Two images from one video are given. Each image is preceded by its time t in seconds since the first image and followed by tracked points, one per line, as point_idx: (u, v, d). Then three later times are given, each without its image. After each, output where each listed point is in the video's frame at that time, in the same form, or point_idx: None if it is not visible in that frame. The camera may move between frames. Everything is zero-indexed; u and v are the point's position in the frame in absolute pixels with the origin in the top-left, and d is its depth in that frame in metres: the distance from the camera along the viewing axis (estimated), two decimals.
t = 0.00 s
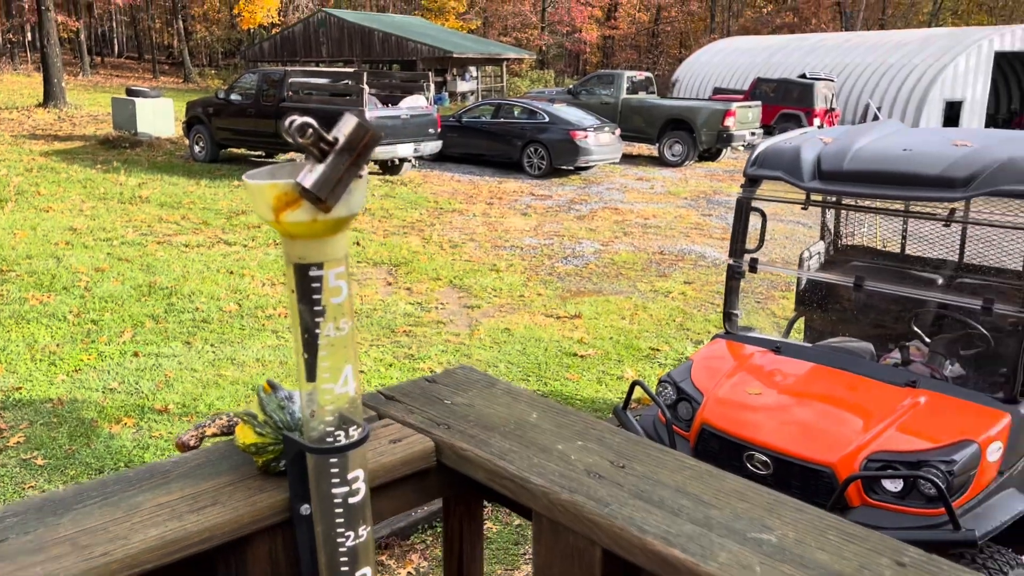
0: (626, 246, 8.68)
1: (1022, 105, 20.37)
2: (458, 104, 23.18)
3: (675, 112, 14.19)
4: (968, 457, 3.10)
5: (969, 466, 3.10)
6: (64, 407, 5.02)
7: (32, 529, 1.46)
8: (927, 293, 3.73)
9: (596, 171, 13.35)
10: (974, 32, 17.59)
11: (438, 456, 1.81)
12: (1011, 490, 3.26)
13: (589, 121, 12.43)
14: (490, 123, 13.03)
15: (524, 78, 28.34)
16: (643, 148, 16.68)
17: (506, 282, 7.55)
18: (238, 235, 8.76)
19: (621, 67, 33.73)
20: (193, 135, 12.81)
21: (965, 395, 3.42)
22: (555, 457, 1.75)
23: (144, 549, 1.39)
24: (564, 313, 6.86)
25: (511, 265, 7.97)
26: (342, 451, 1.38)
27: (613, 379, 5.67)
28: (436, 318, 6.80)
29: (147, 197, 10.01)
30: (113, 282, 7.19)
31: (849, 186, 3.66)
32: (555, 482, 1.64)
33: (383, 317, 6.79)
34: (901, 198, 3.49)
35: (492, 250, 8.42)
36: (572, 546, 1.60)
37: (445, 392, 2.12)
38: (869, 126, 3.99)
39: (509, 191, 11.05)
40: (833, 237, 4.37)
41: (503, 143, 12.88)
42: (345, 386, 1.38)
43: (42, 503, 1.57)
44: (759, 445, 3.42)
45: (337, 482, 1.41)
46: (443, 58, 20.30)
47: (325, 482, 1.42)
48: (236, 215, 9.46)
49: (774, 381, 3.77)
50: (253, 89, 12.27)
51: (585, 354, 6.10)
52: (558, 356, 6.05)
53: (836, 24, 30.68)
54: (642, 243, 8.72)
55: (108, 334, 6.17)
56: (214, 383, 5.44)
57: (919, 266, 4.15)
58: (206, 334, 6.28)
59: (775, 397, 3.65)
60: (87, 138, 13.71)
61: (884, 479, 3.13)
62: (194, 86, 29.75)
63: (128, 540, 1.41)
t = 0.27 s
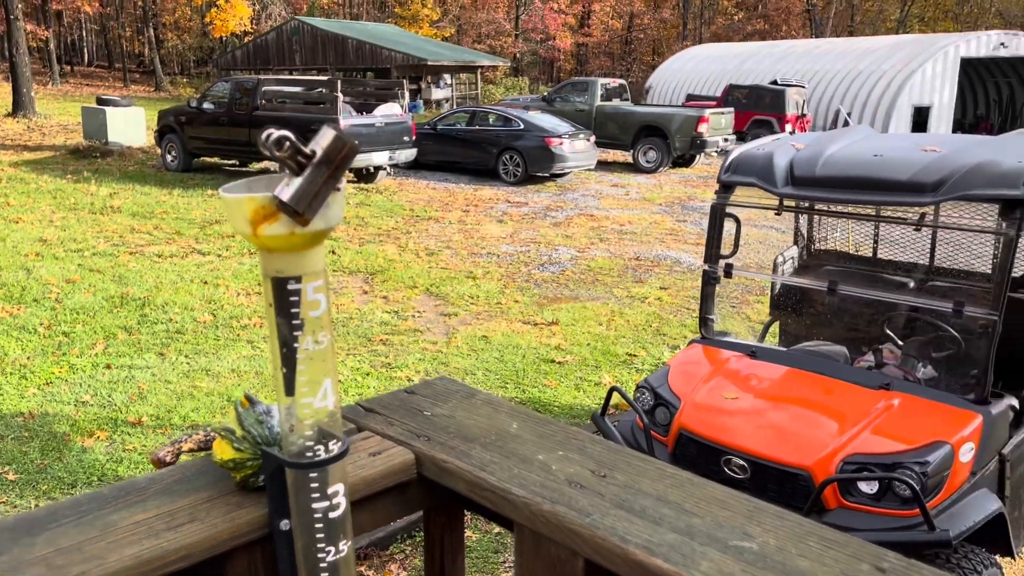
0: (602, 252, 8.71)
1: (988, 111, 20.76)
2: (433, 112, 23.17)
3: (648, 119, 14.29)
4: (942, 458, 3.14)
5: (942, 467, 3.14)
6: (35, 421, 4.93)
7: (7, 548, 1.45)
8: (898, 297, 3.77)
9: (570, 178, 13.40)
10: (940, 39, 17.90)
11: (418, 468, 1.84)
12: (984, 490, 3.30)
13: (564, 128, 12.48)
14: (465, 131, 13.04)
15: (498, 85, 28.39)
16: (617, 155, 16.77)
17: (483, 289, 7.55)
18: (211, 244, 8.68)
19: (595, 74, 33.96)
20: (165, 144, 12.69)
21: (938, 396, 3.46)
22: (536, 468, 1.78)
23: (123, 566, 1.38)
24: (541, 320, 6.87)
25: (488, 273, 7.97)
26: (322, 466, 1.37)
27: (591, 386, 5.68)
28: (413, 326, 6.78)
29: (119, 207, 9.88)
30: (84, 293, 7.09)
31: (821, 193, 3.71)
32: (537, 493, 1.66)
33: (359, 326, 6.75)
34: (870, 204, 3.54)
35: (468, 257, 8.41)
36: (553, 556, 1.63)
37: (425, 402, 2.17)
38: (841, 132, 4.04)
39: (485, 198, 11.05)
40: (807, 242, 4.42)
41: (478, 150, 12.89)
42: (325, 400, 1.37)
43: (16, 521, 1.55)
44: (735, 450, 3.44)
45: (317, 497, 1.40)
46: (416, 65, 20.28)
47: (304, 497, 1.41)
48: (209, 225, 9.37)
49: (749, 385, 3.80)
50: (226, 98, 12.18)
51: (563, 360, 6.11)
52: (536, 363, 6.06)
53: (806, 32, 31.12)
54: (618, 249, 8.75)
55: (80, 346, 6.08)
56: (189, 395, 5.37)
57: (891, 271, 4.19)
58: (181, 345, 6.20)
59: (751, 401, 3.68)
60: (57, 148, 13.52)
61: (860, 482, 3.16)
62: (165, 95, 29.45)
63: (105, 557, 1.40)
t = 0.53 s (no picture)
0: (578, 259, 8.72)
1: (958, 116, 21.10)
2: (409, 119, 23.14)
3: (625, 126, 14.36)
4: (911, 461, 3.16)
5: (912, 470, 3.16)
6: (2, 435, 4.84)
7: None
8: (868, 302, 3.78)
9: (547, 185, 13.43)
10: (911, 46, 18.17)
11: (365, 484, 1.93)
12: (954, 493, 3.31)
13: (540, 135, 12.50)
14: (441, 138, 13.02)
15: (475, 92, 28.38)
16: (594, 162, 16.83)
17: (460, 297, 7.53)
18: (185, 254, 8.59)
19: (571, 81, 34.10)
20: (138, 152, 12.57)
21: (907, 400, 3.49)
22: (485, 482, 1.85)
23: None
24: (517, 327, 6.86)
25: (465, 280, 7.96)
26: (258, 483, 1.45)
27: (568, 393, 5.68)
28: (389, 335, 6.75)
29: (91, 216, 9.76)
30: (54, 304, 6.98)
31: (792, 199, 3.73)
32: (484, 509, 1.73)
33: (334, 335, 6.71)
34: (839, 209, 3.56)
35: (445, 265, 8.39)
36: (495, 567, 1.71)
37: (377, 416, 2.27)
38: (811, 138, 4.07)
39: (462, 206, 11.04)
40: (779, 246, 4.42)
41: (455, 158, 12.89)
42: (263, 417, 1.45)
43: None
44: (709, 455, 3.44)
45: (257, 514, 1.48)
46: (393, 72, 20.24)
47: (245, 514, 1.48)
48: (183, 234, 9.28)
49: (723, 391, 3.81)
50: (200, 106, 12.09)
51: (540, 367, 6.11)
52: (512, 370, 6.05)
53: (780, 39, 31.48)
54: (595, 256, 8.77)
55: (50, 357, 5.99)
56: (162, 407, 5.30)
57: (862, 275, 4.20)
58: (152, 355, 6.13)
59: (725, 407, 3.69)
60: (28, 157, 13.34)
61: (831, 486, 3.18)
62: (138, 103, 29.14)
63: None
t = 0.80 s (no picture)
0: (553, 266, 8.72)
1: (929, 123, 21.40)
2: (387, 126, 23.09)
3: (600, 133, 14.42)
4: (872, 467, 3.18)
5: (872, 476, 3.18)
6: None
7: None
8: (832, 310, 3.76)
9: (524, 192, 13.44)
10: (882, 53, 18.39)
11: (275, 507, 2.07)
12: (915, 497, 3.32)
13: (516, 141, 12.51)
14: (417, 145, 13.00)
15: (453, 99, 28.36)
16: (570, 169, 16.88)
17: (434, 305, 7.50)
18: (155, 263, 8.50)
19: (549, 88, 34.18)
20: (110, 160, 12.48)
21: (868, 407, 3.50)
22: (392, 505, 1.99)
23: None
24: (491, 335, 6.84)
25: (439, 288, 7.94)
26: (145, 515, 1.42)
27: (540, 401, 5.66)
28: (361, 344, 6.70)
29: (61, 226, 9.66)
30: (20, 315, 6.89)
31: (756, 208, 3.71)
32: (387, 532, 1.86)
33: (305, 345, 6.66)
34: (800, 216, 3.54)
35: (419, 273, 8.36)
36: None
37: (295, 439, 2.43)
38: (774, 147, 4.08)
39: (437, 213, 11.02)
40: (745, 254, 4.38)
41: (430, 165, 12.87)
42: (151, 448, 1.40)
43: None
44: (674, 464, 3.40)
45: (147, 547, 1.45)
46: (369, 80, 20.21)
47: (134, 547, 1.44)
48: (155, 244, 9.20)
49: (689, 400, 3.79)
50: (172, 113, 11.99)
51: (512, 375, 6.09)
52: (485, 379, 6.02)
53: (754, 46, 31.81)
54: (570, 263, 8.77)
55: (14, 370, 5.90)
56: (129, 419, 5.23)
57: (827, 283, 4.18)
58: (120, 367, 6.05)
59: (691, 415, 3.67)
60: None
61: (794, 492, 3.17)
62: (112, 110, 28.85)
63: None
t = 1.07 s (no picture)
0: (529, 272, 8.72)
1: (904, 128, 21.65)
2: (365, 132, 23.07)
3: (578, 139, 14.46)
4: (832, 472, 3.13)
5: (832, 482, 3.12)
6: None
7: None
8: (794, 317, 3.77)
9: (501, 198, 13.44)
10: (857, 60, 18.56)
11: (165, 531, 2.12)
12: (875, 502, 3.28)
13: (493, 148, 12.52)
14: (394, 152, 12.97)
15: (432, 105, 28.36)
16: (548, 175, 16.91)
17: (408, 312, 7.47)
18: (126, 271, 8.43)
19: (529, 94, 34.28)
20: (83, 167, 12.45)
21: (831, 412, 3.46)
22: (283, 529, 2.06)
23: None
24: (465, 341, 6.82)
25: (414, 294, 7.91)
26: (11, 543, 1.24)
27: (512, 408, 5.64)
28: (334, 351, 6.67)
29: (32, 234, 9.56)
30: None
31: (719, 212, 3.67)
32: (272, 556, 1.93)
33: (277, 353, 6.62)
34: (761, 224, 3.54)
35: (394, 280, 8.33)
36: None
37: (197, 456, 2.53)
38: (738, 155, 4.08)
39: (414, 219, 11.00)
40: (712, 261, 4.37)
41: (407, 171, 12.86)
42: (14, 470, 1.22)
43: None
44: (637, 470, 3.30)
45: None
46: (347, 86, 20.19)
47: None
48: (127, 251, 9.12)
49: (654, 405, 3.70)
50: (146, 120, 11.89)
51: (485, 382, 6.06)
52: (457, 386, 5.99)
53: (732, 53, 32.10)
54: (545, 269, 8.78)
55: None
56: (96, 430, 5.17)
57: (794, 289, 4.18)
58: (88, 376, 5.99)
59: (655, 420, 3.58)
60: None
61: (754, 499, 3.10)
62: (89, 117, 28.62)
63: None
